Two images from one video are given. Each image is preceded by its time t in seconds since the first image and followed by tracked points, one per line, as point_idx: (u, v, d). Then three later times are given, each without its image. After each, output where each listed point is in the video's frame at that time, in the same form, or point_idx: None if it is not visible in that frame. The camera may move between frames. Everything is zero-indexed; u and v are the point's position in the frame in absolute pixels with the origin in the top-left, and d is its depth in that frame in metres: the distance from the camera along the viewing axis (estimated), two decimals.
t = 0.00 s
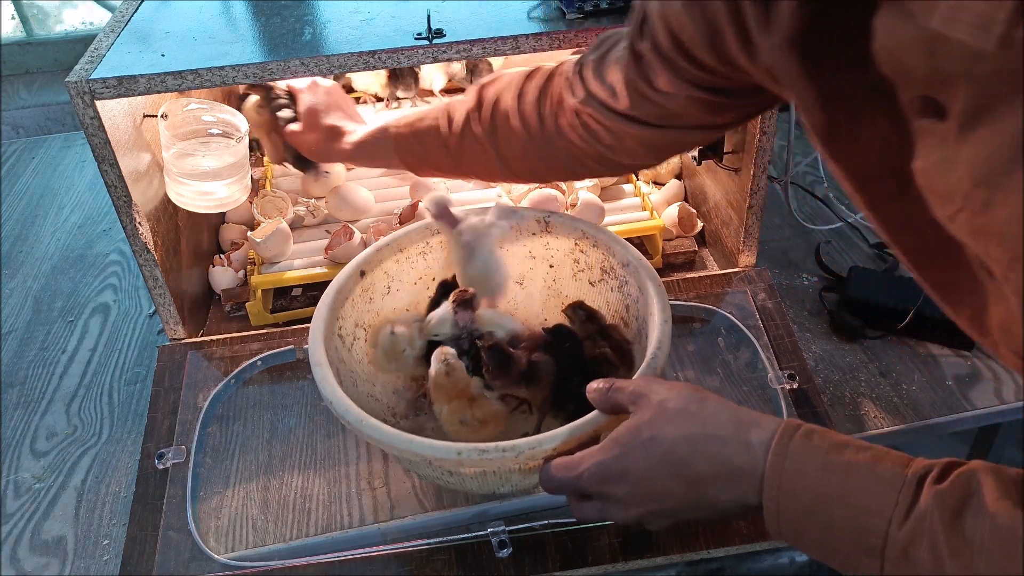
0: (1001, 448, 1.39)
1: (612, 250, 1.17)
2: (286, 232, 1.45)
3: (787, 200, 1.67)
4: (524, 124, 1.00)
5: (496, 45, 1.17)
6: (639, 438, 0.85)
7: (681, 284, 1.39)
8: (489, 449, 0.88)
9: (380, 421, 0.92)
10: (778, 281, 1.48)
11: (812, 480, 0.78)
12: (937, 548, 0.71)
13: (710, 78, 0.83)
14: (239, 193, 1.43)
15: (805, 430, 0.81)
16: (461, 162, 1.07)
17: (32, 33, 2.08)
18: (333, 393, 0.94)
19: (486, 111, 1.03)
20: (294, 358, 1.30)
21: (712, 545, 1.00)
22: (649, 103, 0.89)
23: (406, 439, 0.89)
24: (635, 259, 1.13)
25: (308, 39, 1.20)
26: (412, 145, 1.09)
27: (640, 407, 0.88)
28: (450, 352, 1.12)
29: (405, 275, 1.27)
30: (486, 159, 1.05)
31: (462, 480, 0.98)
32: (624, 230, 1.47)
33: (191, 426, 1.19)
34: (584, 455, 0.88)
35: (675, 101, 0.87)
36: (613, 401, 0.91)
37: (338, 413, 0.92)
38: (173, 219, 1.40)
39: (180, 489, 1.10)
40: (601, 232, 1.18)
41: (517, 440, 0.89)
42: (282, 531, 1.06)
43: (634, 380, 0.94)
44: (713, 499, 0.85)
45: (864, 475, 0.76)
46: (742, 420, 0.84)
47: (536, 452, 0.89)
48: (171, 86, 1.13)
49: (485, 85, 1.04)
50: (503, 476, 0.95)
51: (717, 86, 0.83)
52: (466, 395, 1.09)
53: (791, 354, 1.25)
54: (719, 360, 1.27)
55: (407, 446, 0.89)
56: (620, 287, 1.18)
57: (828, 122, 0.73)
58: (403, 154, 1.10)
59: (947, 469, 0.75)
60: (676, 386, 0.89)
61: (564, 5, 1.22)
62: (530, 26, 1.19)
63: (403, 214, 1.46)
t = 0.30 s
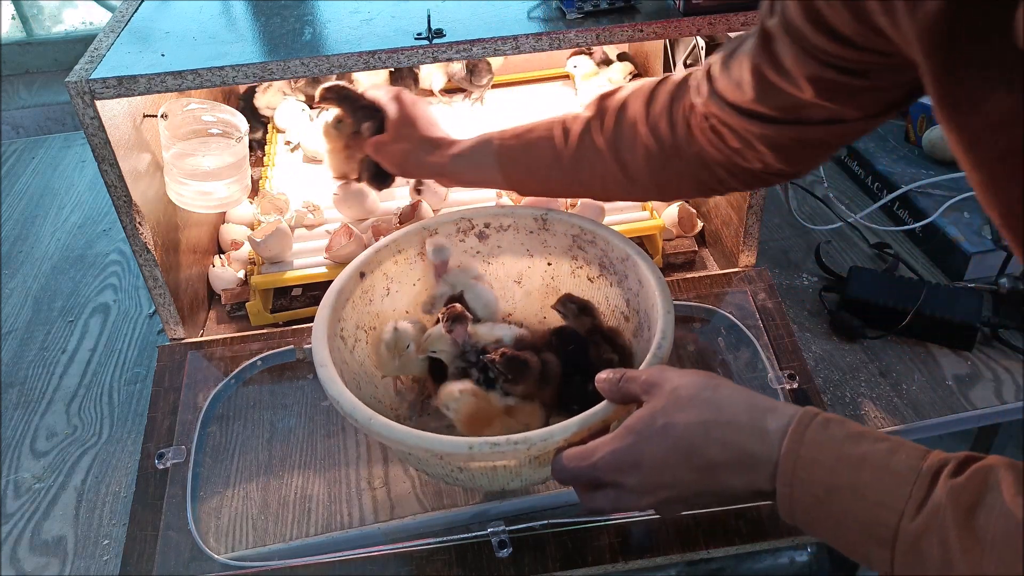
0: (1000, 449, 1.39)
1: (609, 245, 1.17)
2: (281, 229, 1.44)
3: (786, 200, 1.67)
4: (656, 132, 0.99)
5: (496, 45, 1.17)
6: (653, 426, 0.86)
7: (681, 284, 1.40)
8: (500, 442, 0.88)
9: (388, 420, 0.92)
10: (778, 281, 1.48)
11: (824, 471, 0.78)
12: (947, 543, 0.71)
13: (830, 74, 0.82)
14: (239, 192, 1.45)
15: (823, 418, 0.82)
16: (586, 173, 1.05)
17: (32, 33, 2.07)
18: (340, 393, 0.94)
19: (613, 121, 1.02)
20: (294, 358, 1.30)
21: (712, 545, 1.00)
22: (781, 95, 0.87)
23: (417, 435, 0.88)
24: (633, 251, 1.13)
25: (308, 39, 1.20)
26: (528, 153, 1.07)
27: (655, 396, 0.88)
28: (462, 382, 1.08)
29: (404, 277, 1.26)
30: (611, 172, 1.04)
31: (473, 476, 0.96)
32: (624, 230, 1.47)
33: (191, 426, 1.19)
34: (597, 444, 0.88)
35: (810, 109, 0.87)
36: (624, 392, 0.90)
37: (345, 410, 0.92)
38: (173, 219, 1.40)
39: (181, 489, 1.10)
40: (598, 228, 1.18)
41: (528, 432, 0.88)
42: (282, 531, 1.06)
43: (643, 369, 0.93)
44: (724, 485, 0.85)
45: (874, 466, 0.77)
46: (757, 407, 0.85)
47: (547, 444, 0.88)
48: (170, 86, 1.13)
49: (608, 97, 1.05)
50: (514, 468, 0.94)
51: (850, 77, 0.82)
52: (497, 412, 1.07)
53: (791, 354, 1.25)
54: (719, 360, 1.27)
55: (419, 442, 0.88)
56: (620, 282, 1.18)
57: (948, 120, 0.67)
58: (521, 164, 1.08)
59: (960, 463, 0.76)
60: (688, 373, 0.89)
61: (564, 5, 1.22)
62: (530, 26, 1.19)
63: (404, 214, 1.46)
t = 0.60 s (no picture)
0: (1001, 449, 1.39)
1: (612, 244, 1.18)
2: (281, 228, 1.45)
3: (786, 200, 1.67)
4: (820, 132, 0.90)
5: (496, 45, 1.17)
6: (655, 402, 0.86)
7: (681, 284, 1.40)
8: (492, 421, 0.89)
9: (382, 399, 0.93)
10: (778, 281, 1.48)
11: (828, 452, 0.78)
12: (948, 526, 0.71)
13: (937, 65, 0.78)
14: (238, 193, 1.45)
15: (828, 398, 0.80)
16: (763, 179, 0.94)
17: (32, 33, 2.07)
18: (335, 372, 0.95)
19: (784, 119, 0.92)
20: (294, 358, 1.30)
21: (712, 545, 1.00)
22: (914, 89, 0.81)
23: (410, 413, 0.89)
24: (635, 249, 1.13)
25: (308, 39, 1.20)
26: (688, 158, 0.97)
27: (656, 374, 0.89)
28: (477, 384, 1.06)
29: (406, 273, 1.27)
30: (799, 175, 0.92)
31: (465, 462, 0.97)
32: (624, 230, 1.47)
33: (191, 426, 1.19)
34: (595, 423, 0.88)
35: (952, 109, 0.80)
36: (621, 374, 0.92)
37: (340, 390, 0.93)
38: (173, 219, 1.40)
39: (180, 489, 1.10)
40: (601, 227, 1.18)
41: (520, 412, 0.90)
42: (282, 531, 1.06)
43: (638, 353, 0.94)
44: (727, 463, 0.84)
45: (879, 449, 0.76)
46: (762, 384, 0.84)
47: (539, 424, 0.90)
48: (170, 86, 1.13)
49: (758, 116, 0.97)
50: (507, 451, 0.95)
51: (963, 67, 0.76)
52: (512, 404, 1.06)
53: (791, 354, 1.25)
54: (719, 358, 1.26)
55: (412, 419, 0.89)
56: (620, 281, 1.18)
57: None
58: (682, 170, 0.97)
59: (964, 447, 0.74)
60: (691, 352, 0.89)
61: (564, 5, 1.22)
62: (530, 26, 1.19)
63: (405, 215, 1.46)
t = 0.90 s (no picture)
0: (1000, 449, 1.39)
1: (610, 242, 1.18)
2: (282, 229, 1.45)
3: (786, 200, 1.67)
4: (924, 156, 0.94)
5: (496, 45, 1.17)
6: (662, 404, 0.85)
7: (681, 284, 1.40)
8: (500, 423, 0.89)
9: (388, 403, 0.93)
10: (778, 281, 1.48)
11: (835, 454, 0.78)
12: (956, 531, 0.72)
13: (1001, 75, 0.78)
14: (239, 193, 1.45)
15: (836, 402, 0.81)
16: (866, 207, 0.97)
17: (32, 33, 2.02)
18: (339, 375, 0.95)
19: (884, 146, 0.95)
20: (294, 358, 1.30)
21: (712, 545, 1.00)
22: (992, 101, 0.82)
23: (417, 416, 0.89)
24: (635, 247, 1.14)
25: (308, 39, 1.20)
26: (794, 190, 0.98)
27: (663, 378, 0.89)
28: (485, 379, 1.05)
29: (405, 276, 1.27)
30: (912, 198, 0.95)
31: (471, 463, 0.97)
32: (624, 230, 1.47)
33: (191, 426, 1.19)
34: (601, 425, 0.88)
35: None
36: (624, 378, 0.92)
37: (346, 395, 0.92)
38: (173, 219, 1.40)
39: (181, 489, 1.10)
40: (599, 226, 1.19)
41: (527, 413, 0.90)
42: (281, 531, 1.06)
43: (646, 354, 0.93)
44: (732, 466, 0.84)
45: (887, 454, 0.76)
46: (771, 386, 0.84)
47: (546, 426, 0.90)
48: (170, 86, 1.13)
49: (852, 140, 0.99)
50: (514, 452, 0.94)
51: None
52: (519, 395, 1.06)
53: (791, 354, 1.25)
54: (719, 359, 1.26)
55: (417, 422, 0.89)
56: (621, 279, 1.19)
57: None
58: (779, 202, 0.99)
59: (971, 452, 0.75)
60: (699, 355, 0.89)
61: (563, 5, 1.22)
62: (530, 26, 1.19)
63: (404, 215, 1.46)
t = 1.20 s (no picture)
0: (1000, 449, 1.39)
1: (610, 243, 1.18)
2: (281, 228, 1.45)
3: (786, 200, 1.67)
4: (930, 154, 0.99)
5: (496, 45, 1.16)
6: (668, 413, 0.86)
7: (681, 284, 1.39)
8: (505, 436, 0.88)
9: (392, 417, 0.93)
10: (778, 281, 1.48)
11: (840, 463, 0.78)
12: (960, 540, 0.72)
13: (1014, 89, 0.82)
14: (238, 193, 1.45)
15: (841, 413, 0.81)
16: (873, 203, 1.02)
17: (30, 32, 2.01)
18: (342, 388, 0.94)
19: (890, 145, 1.01)
20: (294, 358, 1.30)
21: (712, 545, 1.00)
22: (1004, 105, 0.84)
23: (422, 432, 0.89)
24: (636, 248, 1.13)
25: (308, 39, 1.20)
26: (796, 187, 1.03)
27: (668, 385, 0.89)
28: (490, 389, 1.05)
29: (405, 280, 1.26)
30: (919, 195, 1.00)
31: (476, 473, 0.97)
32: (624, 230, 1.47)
33: (191, 426, 1.18)
34: (605, 434, 0.88)
35: None
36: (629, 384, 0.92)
37: (349, 408, 0.92)
38: (173, 219, 1.40)
39: (181, 489, 1.10)
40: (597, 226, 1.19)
41: (533, 425, 0.90)
42: (282, 531, 1.06)
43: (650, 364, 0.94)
44: (737, 475, 0.84)
45: (892, 465, 0.77)
46: (775, 398, 0.84)
47: (552, 438, 0.89)
48: (170, 86, 1.13)
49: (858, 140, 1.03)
50: (519, 463, 0.94)
51: None
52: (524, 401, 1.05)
53: (791, 354, 1.25)
54: (719, 360, 1.26)
55: (422, 438, 0.89)
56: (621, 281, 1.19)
57: None
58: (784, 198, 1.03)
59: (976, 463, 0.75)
60: (703, 365, 0.90)
61: (564, 5, 1.22)
62: (530, 26, 1.19)
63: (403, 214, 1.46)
